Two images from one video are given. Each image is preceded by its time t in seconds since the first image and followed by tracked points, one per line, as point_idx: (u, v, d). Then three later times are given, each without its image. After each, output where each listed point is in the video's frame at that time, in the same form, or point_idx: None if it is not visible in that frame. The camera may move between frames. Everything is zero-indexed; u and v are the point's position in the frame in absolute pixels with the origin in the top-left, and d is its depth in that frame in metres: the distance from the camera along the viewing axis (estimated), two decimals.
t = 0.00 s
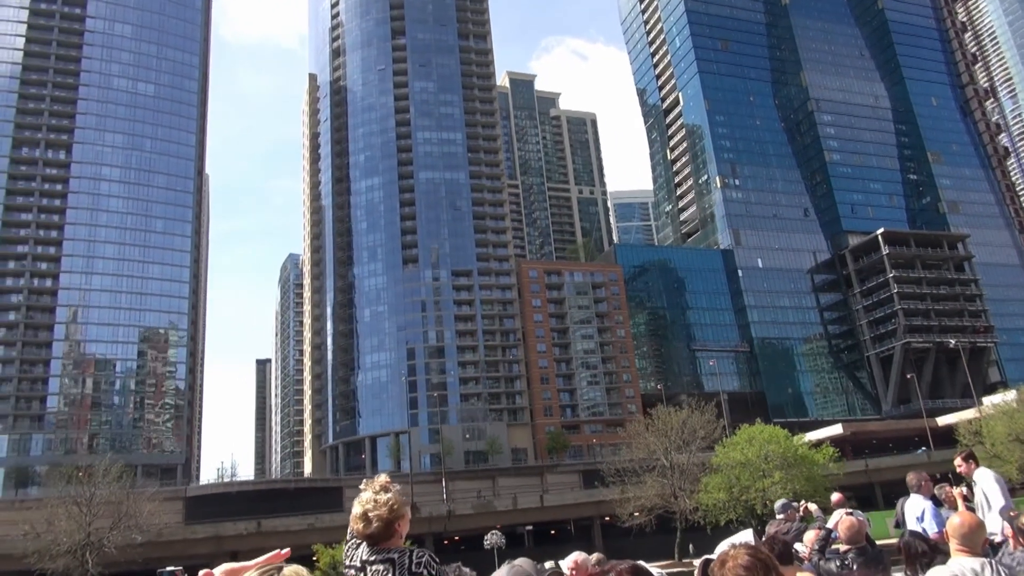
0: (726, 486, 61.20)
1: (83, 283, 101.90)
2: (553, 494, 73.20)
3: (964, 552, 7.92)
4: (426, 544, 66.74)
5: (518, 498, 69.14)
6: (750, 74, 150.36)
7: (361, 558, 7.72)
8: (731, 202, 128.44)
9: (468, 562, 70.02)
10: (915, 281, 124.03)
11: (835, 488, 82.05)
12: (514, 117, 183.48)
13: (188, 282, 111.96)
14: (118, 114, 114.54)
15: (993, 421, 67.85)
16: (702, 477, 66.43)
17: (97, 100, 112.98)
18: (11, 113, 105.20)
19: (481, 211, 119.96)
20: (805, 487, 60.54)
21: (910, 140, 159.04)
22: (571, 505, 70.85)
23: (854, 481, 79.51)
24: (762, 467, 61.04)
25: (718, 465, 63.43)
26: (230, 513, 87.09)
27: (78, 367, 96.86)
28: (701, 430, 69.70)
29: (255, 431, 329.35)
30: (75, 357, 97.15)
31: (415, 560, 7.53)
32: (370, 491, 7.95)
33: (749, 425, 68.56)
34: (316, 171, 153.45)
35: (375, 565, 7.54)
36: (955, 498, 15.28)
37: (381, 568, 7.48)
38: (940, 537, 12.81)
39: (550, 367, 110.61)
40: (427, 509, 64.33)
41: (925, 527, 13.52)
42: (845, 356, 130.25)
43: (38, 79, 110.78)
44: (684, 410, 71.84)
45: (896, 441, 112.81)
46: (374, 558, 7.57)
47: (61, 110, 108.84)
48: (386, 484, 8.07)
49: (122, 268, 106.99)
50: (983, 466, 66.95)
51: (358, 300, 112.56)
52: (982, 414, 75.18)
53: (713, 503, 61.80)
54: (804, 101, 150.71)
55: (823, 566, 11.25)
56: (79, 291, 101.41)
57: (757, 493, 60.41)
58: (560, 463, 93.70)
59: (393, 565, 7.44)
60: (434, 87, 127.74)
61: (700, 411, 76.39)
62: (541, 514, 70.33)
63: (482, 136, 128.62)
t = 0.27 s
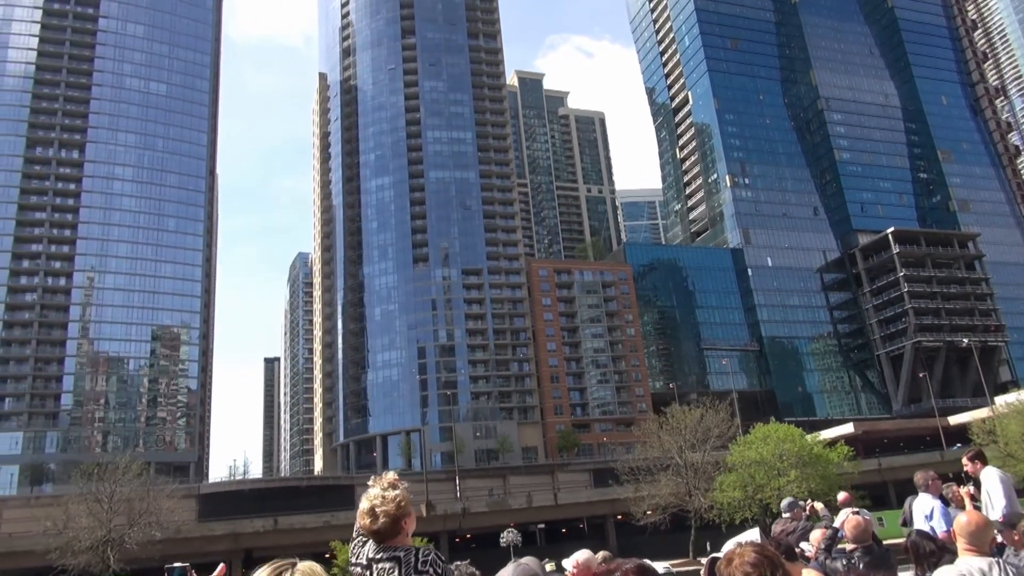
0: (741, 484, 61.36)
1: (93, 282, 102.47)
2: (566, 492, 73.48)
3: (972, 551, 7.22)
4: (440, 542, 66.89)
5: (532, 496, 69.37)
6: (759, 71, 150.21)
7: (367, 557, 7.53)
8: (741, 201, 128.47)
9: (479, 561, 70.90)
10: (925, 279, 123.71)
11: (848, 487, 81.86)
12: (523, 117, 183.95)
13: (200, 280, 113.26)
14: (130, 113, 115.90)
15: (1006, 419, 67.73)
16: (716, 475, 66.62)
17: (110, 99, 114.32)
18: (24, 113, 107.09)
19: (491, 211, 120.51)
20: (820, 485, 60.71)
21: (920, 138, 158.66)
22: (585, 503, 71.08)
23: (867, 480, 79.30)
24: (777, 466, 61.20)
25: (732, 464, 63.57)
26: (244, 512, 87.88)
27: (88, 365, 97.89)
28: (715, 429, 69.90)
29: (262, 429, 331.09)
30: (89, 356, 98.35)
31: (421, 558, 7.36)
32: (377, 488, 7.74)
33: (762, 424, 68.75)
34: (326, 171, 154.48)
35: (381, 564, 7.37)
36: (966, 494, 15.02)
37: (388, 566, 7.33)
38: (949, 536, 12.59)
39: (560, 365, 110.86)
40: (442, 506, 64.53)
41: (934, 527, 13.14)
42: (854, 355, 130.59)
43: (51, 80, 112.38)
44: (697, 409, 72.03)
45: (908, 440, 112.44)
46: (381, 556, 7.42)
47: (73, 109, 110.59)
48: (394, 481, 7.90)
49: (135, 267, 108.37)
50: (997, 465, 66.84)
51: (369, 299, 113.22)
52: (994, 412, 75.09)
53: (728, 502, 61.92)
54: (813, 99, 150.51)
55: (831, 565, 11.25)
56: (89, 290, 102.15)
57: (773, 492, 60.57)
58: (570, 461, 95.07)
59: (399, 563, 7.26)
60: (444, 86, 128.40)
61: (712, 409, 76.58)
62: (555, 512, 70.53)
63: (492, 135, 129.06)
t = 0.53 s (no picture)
0: (756, 491, 61.23)
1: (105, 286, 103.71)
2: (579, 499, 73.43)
3: (979, 561, 7.12)
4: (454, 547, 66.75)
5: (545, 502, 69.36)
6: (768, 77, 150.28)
7: (372, 562, 7.23)
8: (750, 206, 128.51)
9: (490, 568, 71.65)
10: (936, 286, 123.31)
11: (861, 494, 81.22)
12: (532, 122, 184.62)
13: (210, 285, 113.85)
14: (143, 119, 117.33)
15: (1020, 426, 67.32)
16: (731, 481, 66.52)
17: (123, 105, 115.76)
18: (38, 118, 109.67)
19: (501, 216, 121.03)
20: (836, 491, 60.55)
21: (930, 143, 158.45)
22: (599, 509, 71.00)
23: (881, 487, 78.70)
24: (792, 472, 61.09)
25: (747, 471, 63.47)
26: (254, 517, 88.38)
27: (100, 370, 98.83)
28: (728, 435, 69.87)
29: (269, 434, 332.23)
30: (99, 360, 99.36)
31: (426, 564, 7.02)
32: (381, 493, 7.45)
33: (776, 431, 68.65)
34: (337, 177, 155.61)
35: (386, 571, 7.03)
36: (971, 502, 14.27)
37: (393, 572, 6.97)
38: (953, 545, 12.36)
39: (570, 371, 110.93)
40: (455, 512, 64.56)
41: (941, 535, 13.24)
42: (865, 362, 129.93)
43: (64, 87, 114.05)
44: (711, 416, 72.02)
45: (919, 447, 111.96)
46: (385, 562, 7.07)
47: (87, 116, 112.31)
48: (398, 486, 7.59)
49: (147, 271, 109.11)
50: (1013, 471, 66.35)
51: (380, 304, 113.84)
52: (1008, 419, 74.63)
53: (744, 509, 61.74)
54: (823, 105, 150.45)
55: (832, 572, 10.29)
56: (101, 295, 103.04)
57: (788, 498, 60.42)
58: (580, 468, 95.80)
59: (405, 570, 6.92)
60: (454, 92, 129.27)
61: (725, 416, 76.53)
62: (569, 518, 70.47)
63: (502, 141, 129.80)
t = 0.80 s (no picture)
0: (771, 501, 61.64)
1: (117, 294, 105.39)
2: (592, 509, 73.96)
3: None
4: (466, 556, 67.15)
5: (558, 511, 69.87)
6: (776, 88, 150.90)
7: (374, 572, 6.93)
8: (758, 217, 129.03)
9: None
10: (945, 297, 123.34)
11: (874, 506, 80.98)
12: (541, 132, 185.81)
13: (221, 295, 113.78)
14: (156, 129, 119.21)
15: None
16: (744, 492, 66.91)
17: (136, 115, 117.72)
18: (52, 129, 112.86)
19: (510, 227, 121.97)
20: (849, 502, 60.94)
21: (939, 154, 158.78)
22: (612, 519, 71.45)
23: (893, 498, 78.49)
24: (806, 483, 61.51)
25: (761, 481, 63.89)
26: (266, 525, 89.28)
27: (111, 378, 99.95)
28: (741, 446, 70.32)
29: (276, 442, 333.43)
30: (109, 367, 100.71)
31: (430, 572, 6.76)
32: (385, 502, 7.20)
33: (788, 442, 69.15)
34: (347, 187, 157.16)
35: None
36: (977, 513, 13.79)
37: None
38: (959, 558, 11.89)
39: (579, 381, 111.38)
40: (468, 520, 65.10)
41: (946, 547, 12.56)
42: (874, 372, 129.73)
43: (78, 99, 116.63)
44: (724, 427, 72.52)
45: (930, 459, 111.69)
46: (388, 571, 6.77)
47: (100, 126, 114.90)
48: (401, 495, 7.33)
49: (160, 281, 109.68)
50: None
51: (389, 313, 114.81)
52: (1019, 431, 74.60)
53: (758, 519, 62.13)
54: (831, 116, 150.99)
55: None
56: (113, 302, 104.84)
57: (803, 508, 60.80)
58: (590, 477, 95.78)
59: None
60: (464, 103, 130.57)
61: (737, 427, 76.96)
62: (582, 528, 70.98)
63: (511, 152, 130.94)
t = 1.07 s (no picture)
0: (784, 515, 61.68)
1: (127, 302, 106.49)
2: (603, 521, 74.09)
3: None
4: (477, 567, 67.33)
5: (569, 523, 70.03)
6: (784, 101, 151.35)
7: None
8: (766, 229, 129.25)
9: None
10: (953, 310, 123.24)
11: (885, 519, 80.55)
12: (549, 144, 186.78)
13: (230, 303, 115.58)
14: (167, 139, 120.69)
15: None
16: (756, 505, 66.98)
17: (148, 125, 119.31)
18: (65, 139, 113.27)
19: (518, 238, 122.66)
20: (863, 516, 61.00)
21: (945, 167, 159.20)
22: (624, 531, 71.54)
23: (905, 511, 78.16)
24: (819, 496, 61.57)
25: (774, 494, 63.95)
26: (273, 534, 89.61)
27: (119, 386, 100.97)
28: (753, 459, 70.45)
29: (280, 452, 332.81)
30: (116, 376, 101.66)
31: None
32: (386, 512, 7.21)
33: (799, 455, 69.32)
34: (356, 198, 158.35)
35: None
36: (982, 526, 13.30)
37: None
38: None
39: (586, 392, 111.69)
40: (480, 532, 65.27)
41: (950, 563, 11.49)
42: (882, 385, 129.74)
43: (90, 110, 117.92)
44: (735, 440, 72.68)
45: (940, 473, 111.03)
46: None
47: (112, 135, 115.60)
48: (403, 505, 7.36)
49: (169, 290, 111.44)
50: None
51: (398, 324, 115.34)
52: None
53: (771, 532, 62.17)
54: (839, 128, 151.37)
55: None
56: (124, 312, 105.98)
57: (816, 522, 60.82)
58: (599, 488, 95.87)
59: None
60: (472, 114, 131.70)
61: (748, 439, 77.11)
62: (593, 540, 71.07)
63: (520, 164, 131.92)
